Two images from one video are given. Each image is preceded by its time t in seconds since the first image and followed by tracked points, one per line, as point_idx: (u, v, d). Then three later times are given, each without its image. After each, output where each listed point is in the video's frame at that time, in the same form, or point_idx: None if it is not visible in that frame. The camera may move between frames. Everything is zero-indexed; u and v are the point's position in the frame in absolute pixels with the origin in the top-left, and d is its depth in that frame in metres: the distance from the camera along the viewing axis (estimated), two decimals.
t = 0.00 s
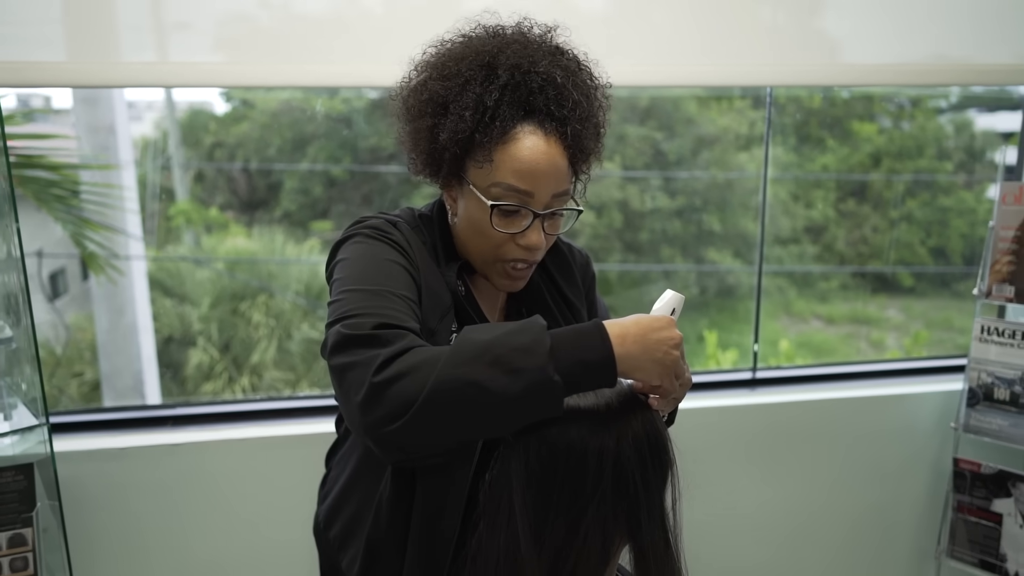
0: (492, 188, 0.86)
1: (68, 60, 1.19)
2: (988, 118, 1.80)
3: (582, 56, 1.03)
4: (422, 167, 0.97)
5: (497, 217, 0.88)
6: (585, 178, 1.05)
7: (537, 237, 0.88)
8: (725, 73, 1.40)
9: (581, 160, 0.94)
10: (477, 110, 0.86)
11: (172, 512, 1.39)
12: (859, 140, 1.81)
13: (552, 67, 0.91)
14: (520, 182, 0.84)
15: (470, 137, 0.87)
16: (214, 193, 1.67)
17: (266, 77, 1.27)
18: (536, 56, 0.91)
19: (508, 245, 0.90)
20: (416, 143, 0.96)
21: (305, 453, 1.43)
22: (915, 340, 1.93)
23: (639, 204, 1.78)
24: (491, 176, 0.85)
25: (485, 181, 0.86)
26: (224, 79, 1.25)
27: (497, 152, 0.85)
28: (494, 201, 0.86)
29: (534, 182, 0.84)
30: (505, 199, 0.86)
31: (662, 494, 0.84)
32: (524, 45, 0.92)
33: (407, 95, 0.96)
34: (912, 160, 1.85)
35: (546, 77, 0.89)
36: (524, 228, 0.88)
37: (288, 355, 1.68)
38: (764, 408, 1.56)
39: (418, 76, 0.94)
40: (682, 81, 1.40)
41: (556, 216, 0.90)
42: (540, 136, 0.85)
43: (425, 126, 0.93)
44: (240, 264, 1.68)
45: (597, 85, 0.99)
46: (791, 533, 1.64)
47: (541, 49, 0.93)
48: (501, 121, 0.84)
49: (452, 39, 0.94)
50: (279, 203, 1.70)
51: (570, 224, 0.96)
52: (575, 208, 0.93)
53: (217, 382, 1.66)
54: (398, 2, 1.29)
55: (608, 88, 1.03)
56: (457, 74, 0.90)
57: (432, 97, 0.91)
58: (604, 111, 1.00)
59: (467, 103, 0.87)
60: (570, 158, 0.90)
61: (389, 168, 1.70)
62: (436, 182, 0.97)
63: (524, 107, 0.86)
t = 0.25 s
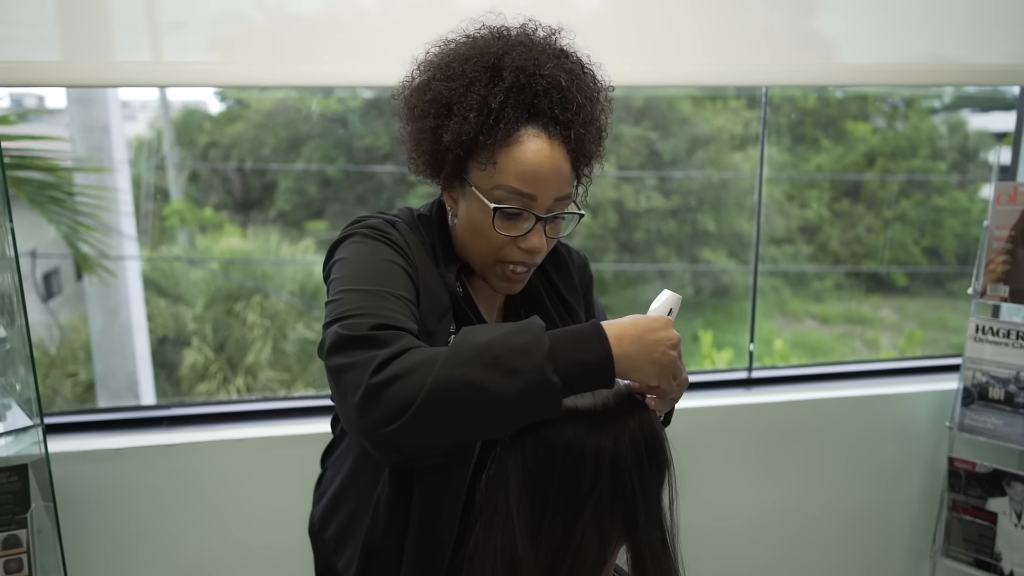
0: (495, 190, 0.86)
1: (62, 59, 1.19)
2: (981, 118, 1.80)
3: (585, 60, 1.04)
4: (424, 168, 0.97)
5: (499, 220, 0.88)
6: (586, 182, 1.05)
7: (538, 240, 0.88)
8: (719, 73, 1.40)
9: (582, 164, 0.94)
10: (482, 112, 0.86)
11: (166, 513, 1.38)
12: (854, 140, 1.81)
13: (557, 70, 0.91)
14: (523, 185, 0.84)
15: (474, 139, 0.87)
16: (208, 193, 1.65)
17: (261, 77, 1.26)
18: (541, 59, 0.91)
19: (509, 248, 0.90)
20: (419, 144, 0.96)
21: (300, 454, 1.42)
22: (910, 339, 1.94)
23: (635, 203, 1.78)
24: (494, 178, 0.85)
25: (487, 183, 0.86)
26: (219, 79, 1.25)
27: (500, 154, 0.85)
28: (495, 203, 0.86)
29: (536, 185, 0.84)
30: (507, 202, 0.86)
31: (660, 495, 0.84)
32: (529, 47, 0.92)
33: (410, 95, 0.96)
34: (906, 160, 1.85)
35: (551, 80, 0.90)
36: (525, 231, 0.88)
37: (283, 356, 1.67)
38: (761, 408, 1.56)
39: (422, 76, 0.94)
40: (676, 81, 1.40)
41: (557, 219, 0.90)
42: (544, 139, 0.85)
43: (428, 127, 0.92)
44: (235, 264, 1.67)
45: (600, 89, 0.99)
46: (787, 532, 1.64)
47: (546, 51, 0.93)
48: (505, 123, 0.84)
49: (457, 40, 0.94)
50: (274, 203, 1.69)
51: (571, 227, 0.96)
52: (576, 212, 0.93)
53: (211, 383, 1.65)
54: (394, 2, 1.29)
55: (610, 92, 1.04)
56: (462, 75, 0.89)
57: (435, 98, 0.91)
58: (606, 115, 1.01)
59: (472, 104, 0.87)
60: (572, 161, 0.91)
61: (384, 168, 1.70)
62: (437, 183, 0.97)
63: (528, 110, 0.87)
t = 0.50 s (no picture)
0: (492, 193, 0.85)
1: (56, 59, 1.18)
2: (976, 118, 1.81)
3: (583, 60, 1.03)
4: (421, 170, 0.96)
5: (498, 224, 0.88)
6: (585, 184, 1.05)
7: (536, 243, 0.88)
8: (715, 73, 1.40)
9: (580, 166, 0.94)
10: (479, 115, 0.86)
11: (161, 515, 1.37)
12: (849, 140, 1.81)
13: (554, 72, 0.91)
14: (521, 188, 0.84)
15: (471, 142, 0.86)
16: (203, 193, 1.63)
17: (256, 77, 1.26)
18: (538, 61, 0.90)
19: (508, 252, 0.89)
20: (416, 146, 0.95)
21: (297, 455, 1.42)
22: (906, 338, 1.94)
23: (631, 203, 1.77)
24: (491, 181, 0.85)
25: (486, 186, 0.86)
26: (214, 78, 1.24)
27: (497, 157, 0.84)
28: (493, 206, 0.86)
29: (535, 188, 0.84)
30: (505, 205, 0.86)
31: (658, 495, 0.84)
32: (526, 49, 0.91)
33: (407, 97, 0.95)
34: (902, 159, 1.86)
35: (549, 82, 0.89)
36: (524, 234, 0.87)
37: (279, 356, 1.67)
38: (757, 408, 1.56)
39: (419, 78, 0.93)
40: (672, 81, 1.39)
41: (555, 222, 0.89)
42: (541, 142, 0.84)
43: (425, 129, 0.92)
44: (230, 264, 1.66)
45: (598, 90, 0.99)
46: (784, 532, 1.64)
47: (543, 52, 0.92)
48: (502, 126, 0.84)
49: (454, 41, 0.94)
50: (270, 203, 1.67)
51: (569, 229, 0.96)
52: (574, 215, 0.92)
53: (207, 383, 1.64)
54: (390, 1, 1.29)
55: (608, 93, 1.03)
56: (458, 77, 0.89)
57: (432, 101, 0.91)
58: (603, 115, 1.00)
59: (469, 107, 0.86)
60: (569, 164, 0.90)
61: (380, 168, 1.69)
62: (435, 185, 0.97)
63: (525, 112, 0.86)
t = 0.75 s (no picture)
0: (492, 194, 0.85)
1: (52, 59, 1.17)
2: (973, 118, 1.81)
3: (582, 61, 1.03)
4: (420, 170, 0.96)
5: (496, 224, 0.87)
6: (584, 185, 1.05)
7: (535, 244, 0.87)
8: (712, 74, 1.40)
9: (580, 167, 0.94)
10: (478, 115, 0.85)
11: (157, 516, 1.37)
12: (846, 140, 1.82)
13: (554, 72, 0.90)
14: (520, 189, 0.83)
15: (471, 142, 0.86)
16: (200, 193, 1.64)
17: (253, 77, 1.25)
18: (539, 61, 0.90)
19: (506, 253, 0.89)
20: (415, 146, 0.95)
21: (293, 456, 1.41)
22: (903, 338, 1.94)
23: (628, 203, 1.77)
24: (491, 182, 0.85)
25: (485, 186, 0.86)
26: (210, 78, 1.24)
27: (496, 158, 0.84)
28: (492, 207, 0.86)
29: (534, 189, 0.84)
30: (504, 205, 0.85)
31: (656, 495, 0.84)
32: (526, 49, 0.91)
33: (407, 97, 0.95)
34: (899, 159, 1.86)
35: (549, 82, 0.89)
36: (522, 235, 0.87)
37: (276, 357, 1.66)
38: (755, 408, 1.56)
39: (418, 77, 0.93)
40: (669, 82, 1.39)
41: (554, 223, 0.89)
42: (541, 142, 0.84)
43: (424, 129, 0.92)
44: (227, 264, 1.65)
45: (597, 91, 0.99)
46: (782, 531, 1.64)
47: (543, 53, 0.92)
48: (502, 126, 0.84)
49: (454, 40, 0.93)
50: (266, 203, 1.68)
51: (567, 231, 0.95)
52: (573, 216, 0.92)
53: (203, 384, 1.64)
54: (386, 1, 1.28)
55: (607, 95, 1.03)
56: (458, 77, 0.89)
57: (432, 100, 0.90)
58: (602, 117, 1.00)
59: (469, 106, 0.86)
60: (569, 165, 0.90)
61: (376, 168, 1.69)
62: (434, 185, 0.96)
63: (526, 113, 0.86)
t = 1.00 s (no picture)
0: (493, 194, 0.85)
1: (49, 58, 1.17)
2: (969, 118, 1.81)
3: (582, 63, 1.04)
4: (420, 170, 0.96)
5: (497, 225, 0.87)
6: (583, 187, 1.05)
7: (534, 245, 0.87)
8: (710, 74, 1.40)
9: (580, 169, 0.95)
10: (481, 115, 0.85)
11: (155, 517, 1.37)
12: (843, 140, 1.82)
13: (557, 74, 0.91)
14: (521, 190, 0.83)
15: (472, 142, 0.86)
16: (197, 193, 1.64)
17: (250, 77, 1.25)
18: (542, 62, 0.91)
19: (504, 254, 0.89)
20: (416, 146, 0.95)
21: (292, 456, 1.41)
22: (900, 338, 1.94)
23: (626, 203, 1.77)
24: (492, 182, 0.85)
25: (486, 187, 0.86)
26: (207, 78, 1.23)
27: (498, 158, 0.84)
28: (493, 208, 0.86)
29: (535, 190, 0.84)
30: (504, 206, 0.85)
31: (653, 495, 0.84)
32: (529, 50, 0.91)
33: (408, 96, 0.95)
34: (895, 159, 1.86)
35: (551, 84, 0.89)
36: (522, 235, 0.87)
37: (273, 357, 1.66)
38: (753, 407, 1.56)
39: (420, 76, 0.93)
40: (667, 82, 1.39)
41: (554, 224, 0.89)
42: (543, 143, 0.84)
43: (426, 129, 0.92)
44: (224, 264, 1.65)
45: (598, 94, 0.99)
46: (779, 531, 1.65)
47: (545, 54, 0.93)
48: (505, 127, 0.84)
49: (456, 40, 0.93)
50: (264, 203, 1.68)
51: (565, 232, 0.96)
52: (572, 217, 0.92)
53: (201, 384, 1.64)
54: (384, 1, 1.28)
55: (606, 97, 1.04)
56: (461, 77, 0.89)
57: (434, 100, 0.90)
58: (602, 119, 1.01)
59: (471, 106, 0.86)
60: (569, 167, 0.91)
61: (374, 168, 1.69)
62: (433, 185, 0.96)
63: (528, 114, 0.86)
